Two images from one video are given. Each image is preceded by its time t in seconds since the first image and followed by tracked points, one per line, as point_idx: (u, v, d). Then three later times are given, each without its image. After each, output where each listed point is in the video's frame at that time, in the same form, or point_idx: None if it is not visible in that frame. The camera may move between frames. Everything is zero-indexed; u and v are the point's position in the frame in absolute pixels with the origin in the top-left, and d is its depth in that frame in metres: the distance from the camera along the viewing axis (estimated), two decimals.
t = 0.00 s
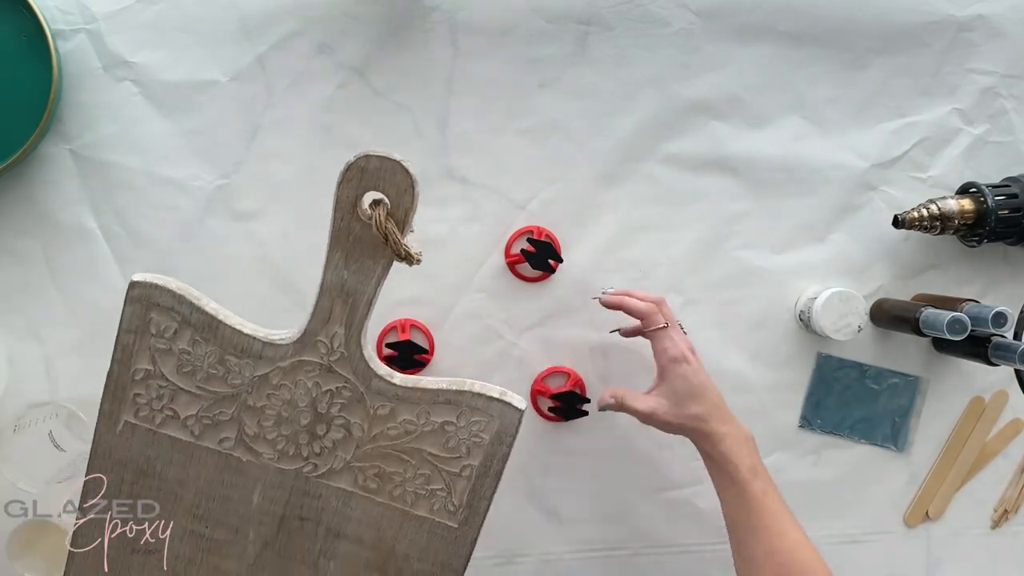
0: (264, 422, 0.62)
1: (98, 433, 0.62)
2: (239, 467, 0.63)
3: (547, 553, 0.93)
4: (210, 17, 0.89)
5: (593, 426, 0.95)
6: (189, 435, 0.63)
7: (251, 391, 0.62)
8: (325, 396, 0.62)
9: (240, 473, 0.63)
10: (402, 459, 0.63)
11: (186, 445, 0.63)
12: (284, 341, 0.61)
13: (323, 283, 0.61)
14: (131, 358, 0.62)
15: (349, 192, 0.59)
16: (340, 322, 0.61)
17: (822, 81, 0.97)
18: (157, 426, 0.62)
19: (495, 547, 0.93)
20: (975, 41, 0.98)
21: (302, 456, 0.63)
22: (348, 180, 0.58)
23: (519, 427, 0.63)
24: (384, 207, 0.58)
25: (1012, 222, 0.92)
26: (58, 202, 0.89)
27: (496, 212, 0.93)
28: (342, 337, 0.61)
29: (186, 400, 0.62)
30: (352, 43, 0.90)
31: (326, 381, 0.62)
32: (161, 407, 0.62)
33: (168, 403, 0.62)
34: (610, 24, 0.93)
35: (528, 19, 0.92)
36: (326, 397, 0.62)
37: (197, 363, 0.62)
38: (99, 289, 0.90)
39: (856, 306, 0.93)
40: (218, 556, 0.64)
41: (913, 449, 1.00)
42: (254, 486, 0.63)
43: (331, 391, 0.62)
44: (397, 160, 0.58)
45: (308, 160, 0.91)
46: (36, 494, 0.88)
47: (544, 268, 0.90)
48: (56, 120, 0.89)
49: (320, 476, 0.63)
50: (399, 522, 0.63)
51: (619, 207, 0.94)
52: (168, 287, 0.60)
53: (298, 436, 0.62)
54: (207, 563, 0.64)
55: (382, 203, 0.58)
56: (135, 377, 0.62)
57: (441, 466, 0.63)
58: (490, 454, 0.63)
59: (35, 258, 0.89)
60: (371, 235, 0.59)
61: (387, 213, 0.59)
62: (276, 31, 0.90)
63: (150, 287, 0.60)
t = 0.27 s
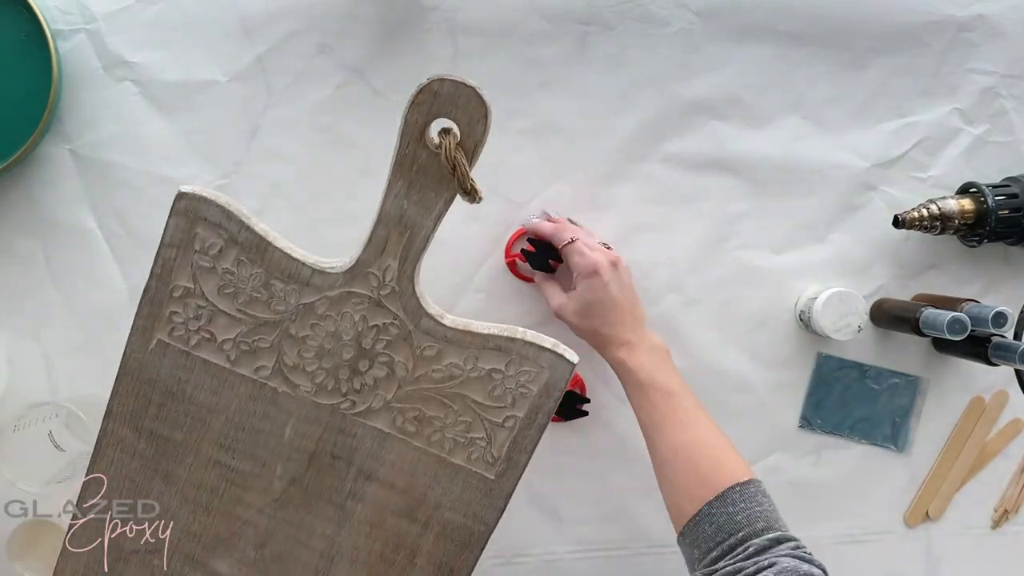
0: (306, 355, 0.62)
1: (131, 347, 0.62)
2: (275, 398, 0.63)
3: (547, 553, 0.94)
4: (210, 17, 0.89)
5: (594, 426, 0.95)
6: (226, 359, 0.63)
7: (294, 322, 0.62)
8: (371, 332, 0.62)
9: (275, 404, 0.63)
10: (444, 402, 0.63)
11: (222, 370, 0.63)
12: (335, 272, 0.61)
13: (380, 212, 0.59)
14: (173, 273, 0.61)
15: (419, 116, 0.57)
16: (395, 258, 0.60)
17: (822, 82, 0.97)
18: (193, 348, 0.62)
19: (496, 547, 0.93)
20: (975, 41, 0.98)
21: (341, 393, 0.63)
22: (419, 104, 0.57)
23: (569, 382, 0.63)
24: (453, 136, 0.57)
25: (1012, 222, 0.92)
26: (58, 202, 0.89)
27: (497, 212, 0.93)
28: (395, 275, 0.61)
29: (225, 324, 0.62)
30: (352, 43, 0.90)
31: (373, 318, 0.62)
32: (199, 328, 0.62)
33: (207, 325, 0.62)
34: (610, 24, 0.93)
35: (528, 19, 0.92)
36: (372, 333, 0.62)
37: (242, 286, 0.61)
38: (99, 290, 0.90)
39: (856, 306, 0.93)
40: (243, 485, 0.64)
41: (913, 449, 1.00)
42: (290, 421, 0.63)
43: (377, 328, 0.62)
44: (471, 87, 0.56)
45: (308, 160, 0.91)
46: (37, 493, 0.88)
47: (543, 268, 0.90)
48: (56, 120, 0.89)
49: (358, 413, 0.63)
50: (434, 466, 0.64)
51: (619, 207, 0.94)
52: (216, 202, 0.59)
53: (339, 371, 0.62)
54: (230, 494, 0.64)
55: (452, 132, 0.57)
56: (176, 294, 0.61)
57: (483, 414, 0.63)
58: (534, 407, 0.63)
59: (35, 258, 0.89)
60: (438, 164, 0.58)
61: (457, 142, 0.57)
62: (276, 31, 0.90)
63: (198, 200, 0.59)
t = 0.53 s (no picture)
0: (297, 331, 0.63)
1: (122, 321, 0.62)
2: (266, 374, 0.63)
3: (547, 553, 0.94)
4: (210, 17, 0.89)
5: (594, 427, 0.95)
6: (218, 334, 0.63)
7: (286, 297, 0.62)
8: (362, 309, 0.62)
9: (265, 380, 0.63)
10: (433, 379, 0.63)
11: (213, 344, 0.63)
12: (328, 247, 0.61)
13: (375, 188, 0.59)
14: (170, 248, 0.61)
15: (414, 95, 0.57)
16: (387, 234, 0.61)
17: (822, 82, 0.97)
18: (185, 323, 0.62)
19: (496, 546, 0.93)
20: (975, 42, 0.98)
21: (331, 369, 0.63)
22: (414, 84, 0.57)
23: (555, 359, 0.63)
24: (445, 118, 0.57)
25: (1012, 222, 0.92)
26: (58, 202, 0.89)
27: (497, 212, 0.93)
28: (387, 251, 0.61)
29: (219, 299, 0.62)
30: (352, 43, 0.90)
31: (365, 294, 0.62)
32: (192, 303, 0.62)
33: (201, 300, 0.62)
34: (610, 24, 0.93)
35: (528, 19, 0.92)
36: (363, 309, 0.62)
37: (236, 261, 0.61)
38: (99, 290, 0.90)
39: (856, 306, 0.93)
40: (230, 461, 0.64)
41: (913, 449, 1.00)
42: (279, 397, 0.63)
43: (368, 304, 0.62)
44: (465, 67, 0.57)
45: (308, 160, 0.91)
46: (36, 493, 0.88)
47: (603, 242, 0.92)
48: (56, 120, 0.89)
49: (348, 389, 0.63)
50: (421, 443, 0.64)
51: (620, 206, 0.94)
52: (213, 177, 0.60)
53: (330, 347, 0.63)
54: (218, 472, 0.64)
55: (444, 113, 0.57)
56: (170, 269, 0.61)
57: (471, 391, 0.63)
58: (522, 384, 0.63)
59: (35, 258, 0.89)
60: (430, 143, 0.58)
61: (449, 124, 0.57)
62: (275, 30, 0.90)
63: (194, 174, 0.60)
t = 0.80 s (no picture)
0: (263, 320, 0.62)
1: (83, 318, 0.62)
2: (235, 364, 0.63)
3: (547, 553, 0.93)
4: (210, 17, 0.89)
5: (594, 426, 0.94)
6: (181, 327, 0.62)
7: (250, 286, 0.62)
8: (329, 295, 0.62)
9: (234, 371, 0.63)
10: (403, 366, 0.63)
11: (177, 337, 0.62)
12: (290, 234, 0.61)
13: (335, 173, 0.59)
14: (127, 241, 0.61)
15: (371, 74, 0.57)
16: (349, 220, 0.61)
17: (822, 81, 0.97)
18: (149, 317, 0.62)
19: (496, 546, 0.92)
20: (975, 41, 0.98)
21: (299, 358, 0.63)
22: (372, 61, 0.56)
23: (528, 342, 0.63)
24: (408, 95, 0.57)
25: (1012, 222, 0.92)
26: (58, 202, 0.89)
27: (497, 212, 0.93)
28: (351, 236, 0.61)
29: (180, 291, 0.62)
30: (352, 43, 0.90)
31: (330, 281, 0.62)
32: (155, 296, 0.62)
33: (163, 292, 0.62)
34: (610, 24, 0.93)
35: (528, 19, 0.92)
36: (329, 297, 0.62)
37: (197, 251, 0.61)
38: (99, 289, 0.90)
39: (856, 306, 0.93)
40: (201, 455, 0.64)
41: (913, 449, 1.00)
42: (246, 388, 0.63)
43: (334, 292, 0.62)
44: (423, 44, 0.56)
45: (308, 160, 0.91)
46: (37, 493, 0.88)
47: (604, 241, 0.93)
48: (56, 120, 0.89)
49: (317, 378, 0.63)
50: (395, 432, 0.64)
51: (620, 206, 0.94)
52: (169, 167, 0.60)
53: (298, 336, 0.63)
54: (190, 466, 0.64)
55: (405, 90, 0.57)
56: (129, 263, 0.61)
57: (442, 376, 0.63)
58: (493, 368, 0.63)
59: (36, 258, 0.89)
60: (391, 122, 0.58)
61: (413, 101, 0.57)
62: (275, 30, 0.90)
63: (149, 165, 0.59)
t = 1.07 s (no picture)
0: (281, 339, 0.63)
1: (105, 327, 0.62)
2: (251, 380, 0.63)
3: (547, 554, 0.94)
4: (210, 17, 0.89)
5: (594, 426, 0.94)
6: (201, 340, 0.62)
7: (271, 305, 0.62)
8: (347, 316, 0.62)
9: (250, 387, 0.63)
10: (417, 386, 0.63)
11: (196, 351, 0.63)
12: (313, 255, 0.61)
13: (360, 197, 0.60)
14: (153, 254, 0.61)
15: (398, 105, 0.57)
16: (371, 242, 0.61)
17: (822, 81, 0.97)
18: (169, 330, 0.62)
19: (496, 546, 0.93)
20: (975, 41, 0.98)
21: (314, 377, 0.63)
22: (399, 95, 0.57)
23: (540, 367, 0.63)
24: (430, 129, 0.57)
25: (1012, 222, 0.92)
26: (58, 202, 0.89)
27: (497, 212, 0.93)
28: (373, 258, 0.61)
29: (202, 306, 0.62)
30: (352, 43, 0.90)
31: (349, 302, 0.62)
32: (176, 310, 0.62)
33: (186, 307, 0.62)
34: (610, 24, 0.93)
35: (528, 19, 0.92)
36: (348, 317, 0.62)
37: (221, 268, 0.62)
38: (99, 290, 0.90)
39: (856, 306, 0.93)
40: (213, 467, 0.64)
41: (913, 449, 1.00)
42: (262, 404, 0.63)
43: (352, 313, 0.62)
44: (449, 76, 0.56)
45: (308, 160, 0.91)
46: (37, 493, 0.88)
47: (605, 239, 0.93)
48: (56, 120, 0.89)
49: (332, 396, 0.63)
50: (405, 450, 0.64)
51: (619, 206, 0.94)
52: (198, 184, 0.60)
53: (314, 354, 0.63)
54: (201, 477, 0.64)
55: (427, 122, 0.57)
56: (154, 276, 0.61)
57: (454, 399, 0.63)
58: (506, 393, 0.63)
59: (35, 258, 0.89)
60: (414, 153, 0.58)
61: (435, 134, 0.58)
62: (275, 30, 0.90)
63: (178, 181, 0.60)
